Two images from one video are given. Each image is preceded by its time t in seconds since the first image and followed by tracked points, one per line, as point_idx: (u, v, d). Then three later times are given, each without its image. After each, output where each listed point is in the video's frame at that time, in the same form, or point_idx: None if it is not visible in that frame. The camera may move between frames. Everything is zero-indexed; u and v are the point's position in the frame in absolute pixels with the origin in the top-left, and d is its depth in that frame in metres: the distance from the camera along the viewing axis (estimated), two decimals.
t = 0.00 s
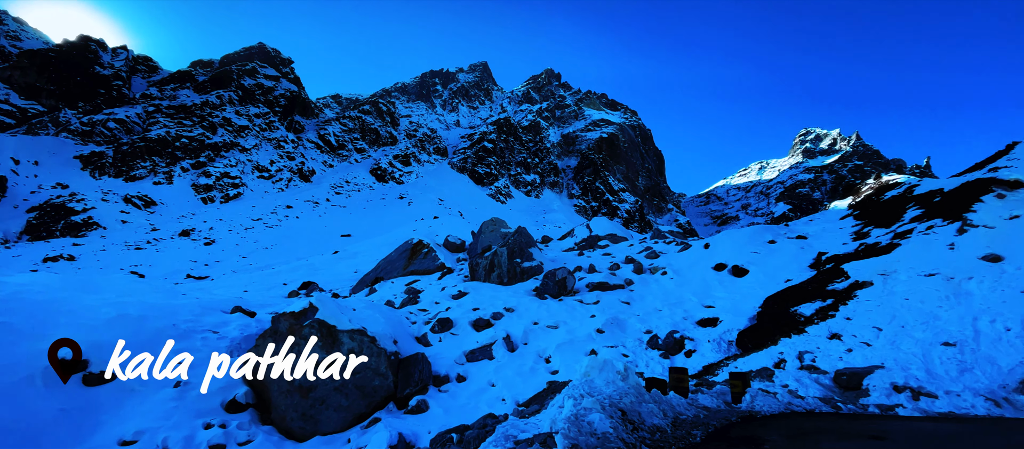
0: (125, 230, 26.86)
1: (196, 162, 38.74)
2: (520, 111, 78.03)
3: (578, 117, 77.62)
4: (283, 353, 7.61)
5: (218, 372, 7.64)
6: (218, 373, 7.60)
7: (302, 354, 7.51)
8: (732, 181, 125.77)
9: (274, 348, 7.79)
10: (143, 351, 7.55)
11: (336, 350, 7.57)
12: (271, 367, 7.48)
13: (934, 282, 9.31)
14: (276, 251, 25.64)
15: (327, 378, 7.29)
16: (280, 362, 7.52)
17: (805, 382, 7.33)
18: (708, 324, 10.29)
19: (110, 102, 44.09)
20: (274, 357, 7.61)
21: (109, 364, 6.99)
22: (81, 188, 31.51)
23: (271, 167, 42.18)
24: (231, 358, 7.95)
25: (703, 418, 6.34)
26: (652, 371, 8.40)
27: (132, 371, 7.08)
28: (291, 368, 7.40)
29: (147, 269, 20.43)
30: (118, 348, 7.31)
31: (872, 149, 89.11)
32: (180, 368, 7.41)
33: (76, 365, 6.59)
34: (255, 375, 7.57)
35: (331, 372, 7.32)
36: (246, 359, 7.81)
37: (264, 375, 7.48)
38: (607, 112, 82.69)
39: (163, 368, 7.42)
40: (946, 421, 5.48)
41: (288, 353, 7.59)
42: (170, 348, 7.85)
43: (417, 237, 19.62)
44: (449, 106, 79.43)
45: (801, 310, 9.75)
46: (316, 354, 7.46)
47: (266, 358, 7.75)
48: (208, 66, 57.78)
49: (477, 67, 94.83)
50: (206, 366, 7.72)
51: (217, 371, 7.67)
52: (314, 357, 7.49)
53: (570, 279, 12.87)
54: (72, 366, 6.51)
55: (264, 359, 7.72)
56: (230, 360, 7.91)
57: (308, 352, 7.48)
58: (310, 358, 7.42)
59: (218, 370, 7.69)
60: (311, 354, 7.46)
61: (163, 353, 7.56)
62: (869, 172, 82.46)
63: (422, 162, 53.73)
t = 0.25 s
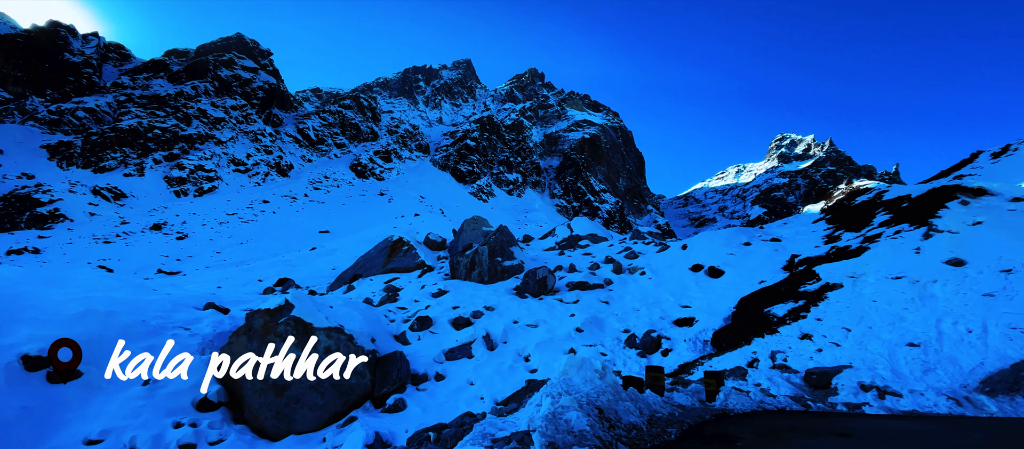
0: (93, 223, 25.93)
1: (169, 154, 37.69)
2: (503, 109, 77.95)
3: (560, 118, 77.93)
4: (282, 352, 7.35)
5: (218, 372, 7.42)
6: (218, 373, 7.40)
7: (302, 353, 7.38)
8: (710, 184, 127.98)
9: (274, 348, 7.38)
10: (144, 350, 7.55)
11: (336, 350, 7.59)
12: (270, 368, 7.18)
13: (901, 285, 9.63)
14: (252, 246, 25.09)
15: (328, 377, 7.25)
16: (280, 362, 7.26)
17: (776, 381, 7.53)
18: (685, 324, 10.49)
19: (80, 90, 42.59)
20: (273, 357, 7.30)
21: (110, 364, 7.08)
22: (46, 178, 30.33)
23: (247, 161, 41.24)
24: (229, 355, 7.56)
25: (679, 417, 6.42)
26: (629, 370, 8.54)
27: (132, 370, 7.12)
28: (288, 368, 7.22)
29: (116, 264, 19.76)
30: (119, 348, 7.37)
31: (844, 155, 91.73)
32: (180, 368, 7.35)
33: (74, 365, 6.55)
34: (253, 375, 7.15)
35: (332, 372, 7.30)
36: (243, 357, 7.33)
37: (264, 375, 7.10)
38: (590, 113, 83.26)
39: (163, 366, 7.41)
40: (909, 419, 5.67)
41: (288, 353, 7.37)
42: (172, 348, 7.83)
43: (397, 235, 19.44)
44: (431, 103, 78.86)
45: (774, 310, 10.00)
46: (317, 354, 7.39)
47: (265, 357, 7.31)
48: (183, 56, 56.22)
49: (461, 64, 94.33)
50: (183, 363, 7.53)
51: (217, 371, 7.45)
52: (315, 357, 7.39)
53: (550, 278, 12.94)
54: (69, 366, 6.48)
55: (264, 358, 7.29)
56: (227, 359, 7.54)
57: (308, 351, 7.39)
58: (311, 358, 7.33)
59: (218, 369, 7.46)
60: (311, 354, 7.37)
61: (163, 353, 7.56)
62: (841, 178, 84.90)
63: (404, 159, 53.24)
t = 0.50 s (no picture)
0: (59, 214, 24.98)
1: (141, 144, 36.60)
2: (487, 106, 77.66)
3: (543, 117, 78.07)
4: (282, 352, 7.29)
5: (218, 372, 7.03)
6: (218, 373, 7.01)
7: (302, 354, 7.37)
8: (689, 185, 129.93)
9: (274, 348, 7.30)
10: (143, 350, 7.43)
11: (335, 350, 7.65)
12: (271, 367, 7.11)
13: (869, 287, 9.95)
14: (227, 241, 24.51)
15: (328, 378, 7.31)
16: (280, 362, 7.20)
17: (749, 379, 7.70)
18: (662, 322, 10.66)
19: (48, 77, 40.92)
20: (273, 357, 7.23)
21: (110, 363, 6.98)
22: (9, 167, 29.12)
23: (223, 153, 40.25)
24: (231, 356, 7.18)
25: (655, 414, 6.52)
26: (607, 368, 8.65)
27: (131, 370, 6.99)
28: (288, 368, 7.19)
29: (83, 257, 19.08)
30: (119, 348, 7.26)
31: (818, 160, 94.17)
32: (180, 368, 7.26)
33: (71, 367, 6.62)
34: (253, 376, 6.98)
35: (332, 372, 7.37)
36: (242, 358, 7.13)
37: (264, 376, 7.00)
38: (573, 113, 83.66)
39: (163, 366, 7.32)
40: (875, 417, 5.87)
41: (288, 353, 7.32)
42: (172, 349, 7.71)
43: (377, 231, 19.24)
44: (414, 98, 78.13)
45: (748, 310, 10.23)
46: (316, 354, 7.41)
47: (265, 357, 7.21)
48: (158, 44, 54.55)
49: (445, 61, 93.66)
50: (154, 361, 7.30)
51: (217, 371, 7.04)
52: (315, 358, 7.42)
53: (531, 277, 12.99)
54: (67, 367, 6.58)
55: (264, 358, 7.18)
56: (229, 359, 7.15)
57: (308, 352, 7.40)
58: (311, 358, 7.34)
59: (218, 370, 7.07)
60: (312, 354, 7.40)
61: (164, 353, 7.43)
62: (814, 182, 87.14)
63: (385, 154, 52.65)
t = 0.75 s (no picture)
0: (23, 204, 24.00)
1: (112, 134, 35.53)
2: (470, 103, 77.30)
3: (527, 115, 78.12)
4: (282, 352, 7.22)
5: (218, 373, 6.77)
6: (218, 373, 6.75)
7: (301, 354, 7.38)
8: (669, 186, 131.71)
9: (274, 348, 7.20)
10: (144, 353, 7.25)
11: (334, 352, 7.77)
12: (271, 368, 7.02)
13: (839, 288, 10.25)
14: (201, 235, 23.91)
15: (327, 378, 7.37)
16: (280, 362, 7.13)
17: (724, 377, 7.85)
18: (640, 321, 10.82)
19: (15, 64, 38.91)
20: (273, 356, 7.12)
21: (109, 364, 6.89)
22: None
23: (198, 144, 39.22)
24: (230, 356, 6.97)
25: (632, 411, 6.60)
26: (586, 365, 8.76)
27: (132, 371, 6.89)
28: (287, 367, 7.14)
29: (48, 249, 18.38)
30: (118, 348, 7.21)
31: (793, 164, 96.54)
32: (179, 368, 6.96)
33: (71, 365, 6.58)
34: (252, 376, 6.87)
35: (332, 372, 7.44)
36: (242, 357, 6.96)
37: (264, 375, 6.91)
38: (556, 112, 83.94)
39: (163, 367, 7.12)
40: (844, 414, 6.05)
41: (288, 352, 7.29)
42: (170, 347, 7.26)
43: (357, 227, 19.02)
44: (397, 93, 77.30)
45: (724, 310, 10.44)
46: (316, 354, 7.47)
47: (265, 357, 7.10)
48: (131, 30, 52.76)
49: (428, 56, 92.87)
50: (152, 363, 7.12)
51: (217, 371, 6.78)
52: (313, 359, 7.43)
53: (512, 275, 13.02)
54: (66, 367, 6.52)
55: (263, 358, 7.07)
56: (229, 359, 6.93)
57: (307, 351, 7.45)
58: (311, 359, 7.38)
59: (218, 370, 6.81)
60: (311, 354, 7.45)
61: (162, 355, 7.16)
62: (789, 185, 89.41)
63: (366, 149, 52.01)
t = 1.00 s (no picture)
0: None
1: (81, 122, 34.40)
2: (453, 99, 76.76)
3: (510, 113, 78.01)
4: (282, 352, 7.29)
5: (218, 373, 6.69)
6: (218, 374, 6.67)
7: (300, 354, 7.53)
8: (649, 186, 133.25)
9: (274, 348, 7.25)
10: (143, 351, 6.95)
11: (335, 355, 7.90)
12: (271, 367, 7.03)
13: (811, 289, 10.53)
14: (173, 228, 23.24)
15: (327, 377, 7.47)
16: (280, 361, 7.17)
17: (699, 375, 8.00)
18: (619, 319, 10.97)
19: None
20: (272, 357, 7.15)
21: (110, 364, 6.74)
22: None
23: (172, 135, 38.13)
24: (230, 356, 6.89)
25: (609, 409, 6.67)
26: (564, 363, 8.86)
27: (133, 371, 6.74)
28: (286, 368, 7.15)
29: (10, 240, 17.64)
30: (119, 348, 6.97)
31: (769, 167, 98.73)
32: (179, 368, 6.60)
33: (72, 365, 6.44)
34: (253, 375, 6.84)
35: (332, 372, 7.53)
36: (242, 357, 6.90)
37: (265, 375, 6.91)
38: (539, 111, 84.06)
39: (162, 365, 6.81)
40: (814, 411, 6.22)
41: (287, 352, 7.38)
42: (169, 347, 6.87)
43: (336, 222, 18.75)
44: (378, 87, 76.33)
45: (701, 309, 10.64)
46: (315, 355, 7.63)
47: (265, 357, 7.10)
48: (102, 15, 50.86)
49: (411, 50, 91.91)
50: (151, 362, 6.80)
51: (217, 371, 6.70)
52: (312, 361, 7.54)
53: (493, 273, 13.03)
54: (66, 367, 6.37)
55: (263, 358, 7.06)
56: (230, 359, 6.85)
57: (307, 353, 7.59)
58: (311, 359, 7.51)
59: (218, 370, 6.73)
60: (311, 354, 7.63)
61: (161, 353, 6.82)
62: (765, 188, 91.42)
63: (346, 143, 51.24)
